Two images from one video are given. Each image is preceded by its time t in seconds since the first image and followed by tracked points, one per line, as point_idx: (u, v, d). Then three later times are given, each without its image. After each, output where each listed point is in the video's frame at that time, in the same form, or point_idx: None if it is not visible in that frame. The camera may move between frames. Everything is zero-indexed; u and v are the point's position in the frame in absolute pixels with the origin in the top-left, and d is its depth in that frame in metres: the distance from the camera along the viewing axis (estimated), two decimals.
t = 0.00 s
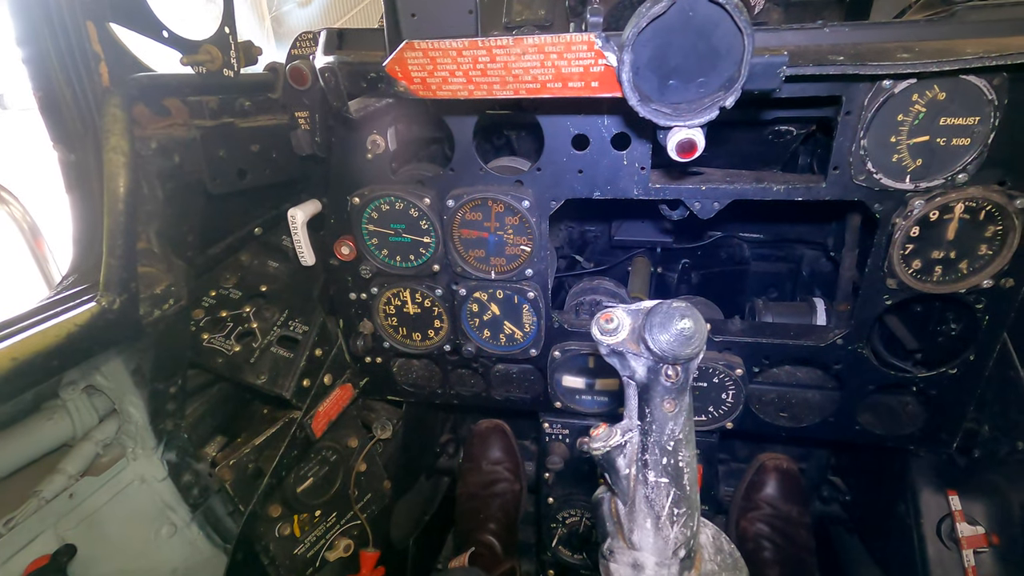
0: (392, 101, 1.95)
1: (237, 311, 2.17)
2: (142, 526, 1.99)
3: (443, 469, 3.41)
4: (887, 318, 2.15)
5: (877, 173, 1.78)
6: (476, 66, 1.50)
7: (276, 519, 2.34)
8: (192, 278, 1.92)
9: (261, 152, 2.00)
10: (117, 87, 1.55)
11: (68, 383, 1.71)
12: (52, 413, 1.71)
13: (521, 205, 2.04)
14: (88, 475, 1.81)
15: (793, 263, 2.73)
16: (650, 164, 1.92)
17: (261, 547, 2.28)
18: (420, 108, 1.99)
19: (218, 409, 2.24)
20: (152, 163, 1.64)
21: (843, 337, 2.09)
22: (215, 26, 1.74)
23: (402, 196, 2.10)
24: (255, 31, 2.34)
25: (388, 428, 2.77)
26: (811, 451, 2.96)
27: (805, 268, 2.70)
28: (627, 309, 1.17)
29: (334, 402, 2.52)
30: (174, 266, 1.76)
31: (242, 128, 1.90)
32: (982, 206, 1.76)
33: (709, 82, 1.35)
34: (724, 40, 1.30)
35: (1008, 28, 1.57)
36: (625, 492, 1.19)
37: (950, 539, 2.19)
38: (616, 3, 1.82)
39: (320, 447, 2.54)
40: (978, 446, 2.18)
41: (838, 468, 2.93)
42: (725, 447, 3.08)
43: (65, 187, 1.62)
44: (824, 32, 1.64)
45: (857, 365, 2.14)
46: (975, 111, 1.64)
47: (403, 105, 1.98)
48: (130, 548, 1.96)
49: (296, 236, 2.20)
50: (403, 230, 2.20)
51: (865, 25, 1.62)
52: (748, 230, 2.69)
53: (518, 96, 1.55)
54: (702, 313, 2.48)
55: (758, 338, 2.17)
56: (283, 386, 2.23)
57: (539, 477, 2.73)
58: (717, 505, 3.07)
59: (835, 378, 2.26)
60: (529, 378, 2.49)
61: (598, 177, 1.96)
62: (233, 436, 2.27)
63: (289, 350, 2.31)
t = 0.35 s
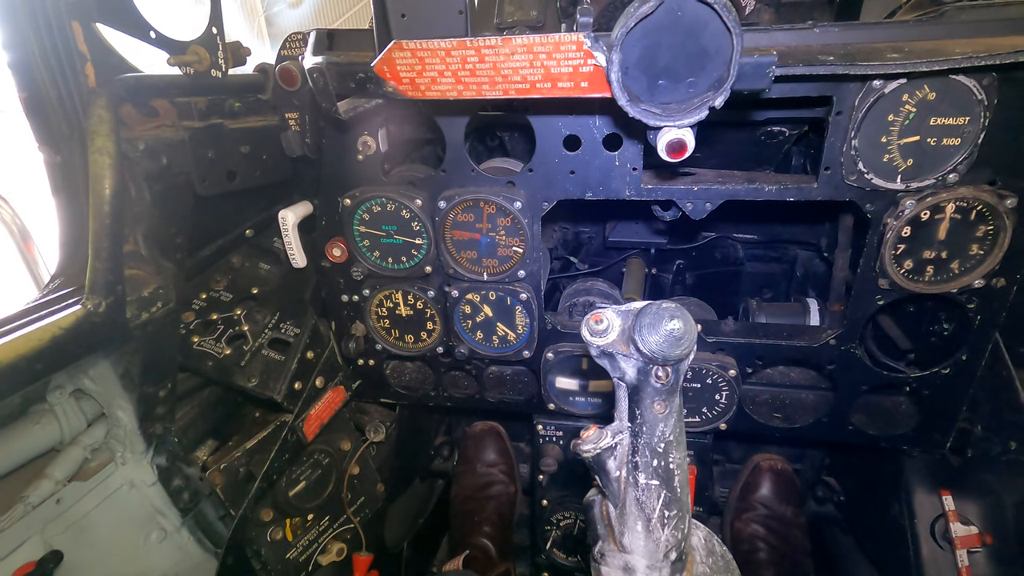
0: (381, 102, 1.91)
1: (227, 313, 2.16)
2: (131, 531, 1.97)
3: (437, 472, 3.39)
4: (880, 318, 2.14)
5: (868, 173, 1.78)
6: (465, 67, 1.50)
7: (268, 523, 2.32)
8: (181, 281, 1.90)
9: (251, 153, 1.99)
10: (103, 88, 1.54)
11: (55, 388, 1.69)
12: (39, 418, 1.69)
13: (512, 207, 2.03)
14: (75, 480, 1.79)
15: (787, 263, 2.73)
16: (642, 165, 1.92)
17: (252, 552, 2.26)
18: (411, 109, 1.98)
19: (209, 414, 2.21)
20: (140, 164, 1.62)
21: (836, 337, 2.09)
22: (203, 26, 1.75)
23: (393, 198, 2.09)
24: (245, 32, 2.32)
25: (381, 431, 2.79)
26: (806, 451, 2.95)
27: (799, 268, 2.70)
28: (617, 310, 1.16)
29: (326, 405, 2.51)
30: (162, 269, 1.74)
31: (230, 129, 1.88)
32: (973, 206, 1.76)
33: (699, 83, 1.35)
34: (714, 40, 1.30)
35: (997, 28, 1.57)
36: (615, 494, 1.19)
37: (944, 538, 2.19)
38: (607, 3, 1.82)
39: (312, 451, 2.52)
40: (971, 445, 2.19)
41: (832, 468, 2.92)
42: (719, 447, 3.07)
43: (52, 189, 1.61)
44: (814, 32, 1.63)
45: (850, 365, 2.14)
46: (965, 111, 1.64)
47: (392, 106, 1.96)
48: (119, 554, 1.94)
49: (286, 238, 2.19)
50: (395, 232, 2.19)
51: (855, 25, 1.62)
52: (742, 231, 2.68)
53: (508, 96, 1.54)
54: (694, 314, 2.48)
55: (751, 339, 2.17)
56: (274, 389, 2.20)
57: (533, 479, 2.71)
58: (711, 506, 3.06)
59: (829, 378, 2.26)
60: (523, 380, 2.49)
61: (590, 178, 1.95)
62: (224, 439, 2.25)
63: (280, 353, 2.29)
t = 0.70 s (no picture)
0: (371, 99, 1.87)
1: (220, 315, 2.14)
2: (122, 535, 1.95)
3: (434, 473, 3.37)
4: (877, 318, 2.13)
5: (864, 171, 1.77)
6: (455, 64, 1.48)
7: (260, 527, 2.31)
8: (171, 283, 1.88)
9: (241, 153, 1.97)
10: (90, 86, 1.51)
11: (44, 391, 1.68)
12: (28, 421, 1.68)
13: (506, 206, 2.01)
14: (65, 484, 1.78)
15: (784, 263, 2.72)
16: (636, 164, 1.90)
17: (244, 556, 2.25)
18: (404, 108, 1.96)
19: (202, 417, 2.17)
20: (128, 164, 1.60)
21: (832, 337, 2.07)
22: (191, 25, 1.75)
23: (386, 198, 2.07)
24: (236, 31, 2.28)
25: (376, 432, 2.74)
26: (803, 452, 2.94)
27: (796, 268, 2.69)
28: (610, 309, 1.15)
29: (320, 407, 2.49)
30: (151, 270, 1.72)
31: (220, 129, 1.86)
32: (969, 204, 1.74)
33: (692, 79, 1.33)
34: (706, 36, 1.28)
35: (992, 24, 1.56)
36: (609, 497, 1.17)
37: (942, 539, 2.18)
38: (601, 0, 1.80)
39: (306, 453, 2.50)
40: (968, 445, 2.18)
41: (830, 469, 2.91)
42: (716, 448, 3.06)
43: (40, 190, 1.60)
44: (808, 29, 1.63)
45: (846, 365, 2.13)
46: (960, 109, 1.63)
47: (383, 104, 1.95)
48: (110, 559, 1.92)
49: (278, 239, 2.17)
50: (388, 232, 2.17)
51: (849, 22, 1.61)
52: (739, 231, 2.67)
53: (499, 94, 1.53)
54: (690, 314, 2.47)
55: (746, 339, 2.16)
56: (267, 392, 2.21)
57: (528, 481, 2.70)
58: (709, 507, 3.05)
59: (825, 379, 2.25)
60: (518, 381, 2.48)
61: (584, 177, 1.94)
62: (217, 441, 2.23)
63: (272, 354, 2.29)
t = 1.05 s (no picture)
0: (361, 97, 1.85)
1: (210, 316, 2.12)
2: (111, 540, 1.92)
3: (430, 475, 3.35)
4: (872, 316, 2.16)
5: (859, 169, 1.75)
6: (444, 60, 1.45)
7: (253, 531, 2.29)
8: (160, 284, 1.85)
9: (230, 152, 1.94)
10: (75, 84, 1.48)
11: (31, 395, 1.65)
12: (14, 425, 1.65)
13: (499, 206, 1.99)
14: (51, 488, 1.74)
15: (780, 263, 2.71)
16: (630, 163, 1.89)
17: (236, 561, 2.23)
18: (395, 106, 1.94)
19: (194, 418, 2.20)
20: (114, 163, 1.58)
21: (828, 337, 2.06)
22: (178, 22, 1.76)
23: (378, 198, 2.05)
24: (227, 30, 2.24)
25: (369, 435, 2.70)
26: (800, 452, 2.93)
27: (792, 268, 2.68)
28: (602, 310, 1.12)
29: (312, 410, 2.46)
30: (138, 271, 1.70)
31: (209, 128, 1.84)
32: (965, 203, 1.73)
33: (685, 76, 1.32)
34: (699, 32, 1.26)
35: (987, 20, 1.54)
36: (601, 500, 1.15)
37: (939, 540, 2.17)
38: None
39: (298, 456, 2.48)
40: (965, 445, 2.16)
41: (827, 469, 2.90)
42: (713, 449, 3.04)
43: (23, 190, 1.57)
44: (802, 26, 1.61)
45: (842, 365, 2.11)
46: (957, 106, 1.62)
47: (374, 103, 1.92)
48: (99, 564, 1.88)
49: (269, 239, 2.15)
50: (380, 232, 2.15)
51: (845, 18, 1.59)
52: (735, 231, 2.66)
53: (490, 92, 1.51)
54: (686, 314, 2.45)
55: (742, 339, 2.14)
56: (257, 394, 2.16)
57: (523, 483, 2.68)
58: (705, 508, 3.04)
59: (821, 379, 2.23)
60: (513, 382, 2.46)
61: (578, 176, 1.92)
62: (208, 445, 2.22)
63: (263, 356, 2.26)
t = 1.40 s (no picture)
0: (343, 90, 1.87)
1: (194, 317, 2.07)
2: (92, 544, 1.88)
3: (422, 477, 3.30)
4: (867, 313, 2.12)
5: (852, 164, 1.72)
6: (426, 51, 1.42)
7: (239, 534, 2.25)
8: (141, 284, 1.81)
9: (213, 148, 1.91)
10: (48, 77, 1.45)
11: (9, 397, 1.61)
12: None
13: (487, 202, 1.96)
14: (30, 492, 1.71)
15: (775, 262, 2.68)
16: (620, 158, 1.86)
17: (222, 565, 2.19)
18: (381, 102, 1.91)
19: (178, 421, 2.14)
20: (90, 159, 1.54)
21: (822, 335, 2.03)
22: (156, 14, 1.73)
23: (365, 194, 2.02)
24: (208, 21, 2.27)
25: (358, 436, 2.66)
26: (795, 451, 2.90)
27: (786, 266, 2.65)
28: (587, 306, 1.09)
29: (299, 411, 2.41)
30: (117, 269, 1.66)
31: (191, 124, 1.80)
32: (959, 197, 1.71)
33: (672, 67, 1.29)
34: (687, 21, 1.23)
35: (981, 11, 1.52)
36: (587, 502, 1.11)
37: (935, 539, 2.15)
38: None
39: (287, 458, 2.45)
40: (960, 444, 2.14)
41: (822, 468, 2.87)
42: (708, 449, 3.01)
43: None
44: (794, 18, 1.57)
45: (836, 363, 2.08)
46: (950, 99, 1.59)
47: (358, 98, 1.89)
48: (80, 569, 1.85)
49: (255, 238, 2.13)
50: (367, 230, 2.12)
51: (837, 10, 1.56)
52: (729, 229, 2.64)
53: (474, 84, 1.47)
54: (679, 312, 2.42)
55: (735, 339, 2.11)
56: (242, 395, 2.13)
57: (515, 484, 2.65)
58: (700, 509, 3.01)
59: (815, 377, 2.20)
60: (504, 382, 2.43)
61: (567, 172, 1.89)
62: (194, 448, 2.17)
63: (249, 357, 2.22)
